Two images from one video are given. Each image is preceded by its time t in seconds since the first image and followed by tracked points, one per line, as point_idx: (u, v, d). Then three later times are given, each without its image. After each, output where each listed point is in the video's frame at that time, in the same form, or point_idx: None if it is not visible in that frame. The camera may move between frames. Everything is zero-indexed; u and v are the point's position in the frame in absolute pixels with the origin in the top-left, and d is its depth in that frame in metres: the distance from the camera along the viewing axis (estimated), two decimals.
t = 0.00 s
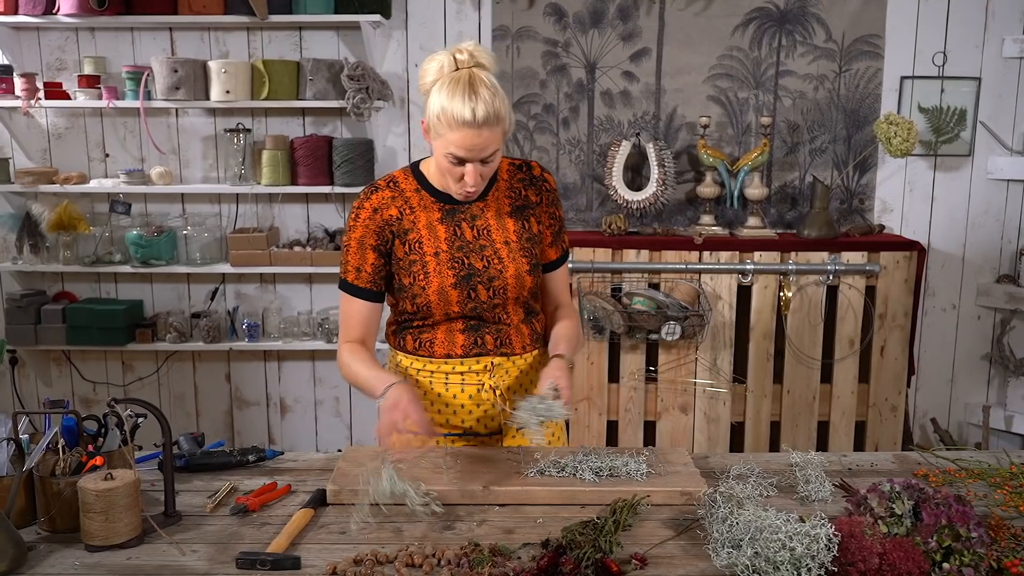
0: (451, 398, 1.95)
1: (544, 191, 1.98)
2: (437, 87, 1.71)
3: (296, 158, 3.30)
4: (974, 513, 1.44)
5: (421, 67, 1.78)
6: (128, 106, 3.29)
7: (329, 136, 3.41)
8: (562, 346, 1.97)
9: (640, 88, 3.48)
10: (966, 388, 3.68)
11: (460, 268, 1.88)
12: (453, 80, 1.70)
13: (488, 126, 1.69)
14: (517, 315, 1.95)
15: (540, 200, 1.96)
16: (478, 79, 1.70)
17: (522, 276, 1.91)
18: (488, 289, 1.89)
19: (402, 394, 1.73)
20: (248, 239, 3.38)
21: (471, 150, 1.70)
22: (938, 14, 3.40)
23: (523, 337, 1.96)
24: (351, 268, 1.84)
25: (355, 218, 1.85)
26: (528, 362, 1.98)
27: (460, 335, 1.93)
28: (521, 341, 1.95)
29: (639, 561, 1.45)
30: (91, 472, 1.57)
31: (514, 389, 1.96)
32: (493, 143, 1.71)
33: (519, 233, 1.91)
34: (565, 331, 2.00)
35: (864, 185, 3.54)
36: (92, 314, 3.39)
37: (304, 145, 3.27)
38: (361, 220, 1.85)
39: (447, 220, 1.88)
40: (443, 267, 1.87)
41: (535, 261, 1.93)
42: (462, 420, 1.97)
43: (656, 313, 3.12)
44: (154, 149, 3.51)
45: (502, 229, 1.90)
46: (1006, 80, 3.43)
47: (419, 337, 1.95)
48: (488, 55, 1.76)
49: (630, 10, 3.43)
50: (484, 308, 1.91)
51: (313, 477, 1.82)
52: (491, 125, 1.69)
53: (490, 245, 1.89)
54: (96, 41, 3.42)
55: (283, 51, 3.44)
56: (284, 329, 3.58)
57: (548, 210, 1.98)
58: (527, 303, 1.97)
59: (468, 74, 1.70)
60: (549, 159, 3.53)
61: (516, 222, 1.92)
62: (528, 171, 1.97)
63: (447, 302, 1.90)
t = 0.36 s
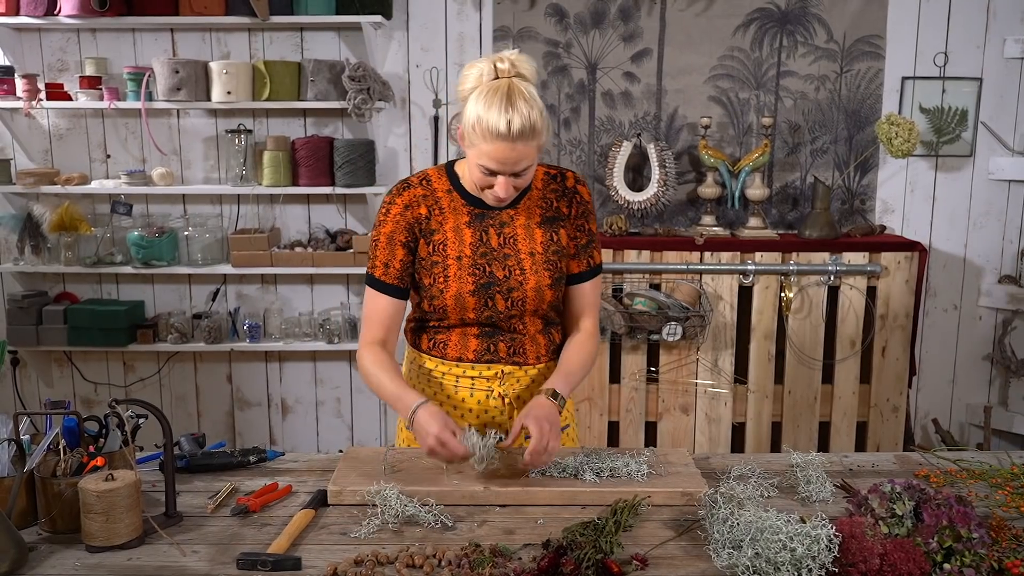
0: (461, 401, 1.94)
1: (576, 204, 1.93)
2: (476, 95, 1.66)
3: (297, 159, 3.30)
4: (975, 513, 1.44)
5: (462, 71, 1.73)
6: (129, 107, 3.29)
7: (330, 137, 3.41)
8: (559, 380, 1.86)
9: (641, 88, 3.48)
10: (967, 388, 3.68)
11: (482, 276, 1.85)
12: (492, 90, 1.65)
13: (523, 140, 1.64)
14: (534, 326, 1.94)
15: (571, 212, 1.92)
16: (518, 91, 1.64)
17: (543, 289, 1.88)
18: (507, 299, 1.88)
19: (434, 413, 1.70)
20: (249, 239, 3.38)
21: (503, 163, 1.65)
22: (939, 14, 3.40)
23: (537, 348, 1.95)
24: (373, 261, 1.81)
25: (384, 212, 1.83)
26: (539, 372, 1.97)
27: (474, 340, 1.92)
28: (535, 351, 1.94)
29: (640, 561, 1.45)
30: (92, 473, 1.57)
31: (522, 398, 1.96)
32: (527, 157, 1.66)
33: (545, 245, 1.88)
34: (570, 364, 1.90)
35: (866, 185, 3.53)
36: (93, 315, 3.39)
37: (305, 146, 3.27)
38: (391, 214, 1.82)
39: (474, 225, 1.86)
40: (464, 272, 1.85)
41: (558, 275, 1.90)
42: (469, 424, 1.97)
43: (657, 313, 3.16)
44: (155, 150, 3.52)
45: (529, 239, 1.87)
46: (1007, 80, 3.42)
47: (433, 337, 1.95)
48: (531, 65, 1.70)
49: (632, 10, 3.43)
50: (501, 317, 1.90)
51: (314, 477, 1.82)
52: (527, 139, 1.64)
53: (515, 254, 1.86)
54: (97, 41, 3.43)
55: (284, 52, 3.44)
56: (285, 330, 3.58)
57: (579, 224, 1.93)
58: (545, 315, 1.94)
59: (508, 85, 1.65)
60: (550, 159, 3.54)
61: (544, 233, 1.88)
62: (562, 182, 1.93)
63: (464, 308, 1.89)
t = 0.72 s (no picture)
0: (483, 405, 1.95)
1: (605, 209, 1.90)
2: (505, 121, 1.60)
3: (300, 158, 3.30)
4: (978, 513, 1.43)
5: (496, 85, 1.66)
6: (132, 105, 3.28)
7: (333, 136, 3.41)
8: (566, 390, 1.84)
9: (644, 88, 3.47)
10: (971, 388, 3.67)
11: (509, 286, 1.84)
12: (520, 119, 1.59)
13: (546, 176, 1.59)
14: (559, 332, 1.95)
15: (600, 217, 1.89)
16: (545, 123, 1.58)
17: (570, 298, 1.88)
18: (534, 308, 1.87)
19: (465, 446, 1.64)
20: (252, 238, 3.38)
21: (523, 194, 1.62)
22: (942, 14, 3.39)
23: (561, 354, 1.96)
24: (395, 263, 1.75)
25: (412, 216, 1.77)
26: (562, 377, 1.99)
27: (499, 347, 1.93)
28: (559, 357, 1.95)
29: (642, 561, 1.45)
30: (95, 471, 1.56)
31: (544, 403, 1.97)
32: (549, 191, 1.62)
33: (574, 254, 1.86)
34: (578, 373, 1.89)
35: (869, 185, 3.53)
36: (96, 314, 3.40)
37: (308, 145, 3.27)
38: (418, 220, 1.77)
39: (503, 234, 1.83)
40: (492, 282, 1.84)
41: (585, 283, 1.89)
42: (490, 426, 1.99)
43: (660, 313, 3.16)
44: (158, 149, 3.52)
45: (557, 247, 1.85)
46: (1011, 80, 3.41)
47: (458, 342, 1.96)
48: (564, 90, 1.62)
49: (635, 9, 3.43)
50: (528, 324, 1.90)
51: (317, 476, 1.82)
52: (550, 173, 1.59)
53: (543, 263, 1.85)
54: (100, 40, 3.43)
55: (287, 51, 3.44)
56: (287, 329, 3.58)
57: (607, 228, 1.90)
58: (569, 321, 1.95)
59: (536, 116, 1.58)
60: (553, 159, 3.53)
61: (573, 241, 1.86)
62: (591, 186, 1.89)
63: (491, 316, 1.88)
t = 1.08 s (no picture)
0: (485, 410, 1.95)
1: (614, 216, 1.90)
2: (520, 128, 1.61)
3: (302, 159, 3.30)
4: (981, 514, 1.43)
5: (512, 91, 1.66)
6: (134, 107, 3.29)
7: (335, 137, 3.42)
8: (569, 397, 1.86)
9: (645, 88, 3.47)
10: (974, 388, 3.67)
11: (514, 292, 1.83)
12: (535, 128, 1.59)
13: (557, 186, 1.59)
14: (561, 338, 1.95)
15: (608, 226, 1.89)
16: (560, 134, 1.58)
17: (575, 306, 1.88)
18: (538, 315, 1.87)
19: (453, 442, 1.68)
20: (255, 239, 3.39)
21: (533, 202, 1.63)
22: (944, 13, 3.39)
23: (564, 359, 1.96)
24: (397, 265, 1.76)
25: (417, 219, 1.78)
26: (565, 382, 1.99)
27: (501, 353, 1.92)
28: (561, 363, 1.96)
29: (645, 562, 1.45)
30: (97, 473, 1.57)
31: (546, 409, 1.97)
32: (559, 200, 1.63)
33: (581, 261, 1.86)
34: (585, 379, 1.91)
35: (871, 185, 3.52)
36: (99, 315, 3.40)
37: (310, 146, 3.28)
38: (423, 223, 1.78)
39: (509, 239, 1.83)
40: (497, 288, 1.83)
41: (591, 291, 1.89)
42: (492, 432, 1.98)
43: (662, 313, 3.16)
44: (160, 150, 3.52)
45: (564, 254, 1.85)
46: (1013, 79, 3.41)
47: (459, 347, 1.95)
48: (581, 99, 1.62)
49: (636, 9, 3.43)
50: (530, 331, 1.90)
51: (319, 477, 1.82)
52: (562, 184, 1.59)
53: (549, 270, 1.84)
54: (102, 42, 3.43)
55: (289, 52, 3.44)
56: (290, 330, 3.59)
57: (614, 236, 1.91)
58: (574, 328, 1.95)
59: (551, 126, 1.58)
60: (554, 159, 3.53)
61: (581, 249, 1.86)
62: (600, 194, 1.89)
63: (495, 322, 1.87)
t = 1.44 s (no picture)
0: (482, 411, 1.95)
1: (611, 216, 1.90)
2: (505, 124, 1.61)
3: (303, 159, 3.30)
4: (982, 514, 1.43)
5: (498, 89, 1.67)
6: (134, 107, 3.29)
7: (335, 137, 3.42)
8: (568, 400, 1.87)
9: (646, 88, 3.47)
10: (974, 389, 3.67)
11: (511, 292, 1.83)
12: (519, 123, 1.59)
13: (542, 180, 1.59)
14: (558, 339, 1.95)
15: (605, 226, 1.90)
16: (544, 128, 1.58)
17: (572, 306, 1.88)
18: (535, 315, 1.87)
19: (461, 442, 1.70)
20: (255, 239, 3.39)
21: (519, 198, 1.63)
22: (945, 14, 3.39)
23: (561, 360, 1.96)
24: (396, 264, 1.75)
25: (415, 217, 1.77)
26: (563, 383, 1.99)
27: (498, 353, 1.92)
28: (558, 363, 1.96)
29: (645, 562, 1.45)
30: (97, 473, 1.57)
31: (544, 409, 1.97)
32: (545, 195, 1.62)
33: (577, 261, 1.86)
34: (582, 381, 1.92)
35: (871, 185, 3.52)
36: (99, 315, 3.40)
37: (311, 146, 3.28)
38: (422, 221, 1.77)
39: (506, 238, 1.83)
40: (494, 288, 1.83)
41: (588, 291, 1.89)
42: (489, 432, 1.98)
43: (662, 314, 3.16)
44: (161, 150, 3.52)
45: (561, 254, 1.85)
46: (1014, 80, 3.41)
47: (456, 347, 1.95)
48: (567, 94, 1.63)
49: (637, 10, 3.43)
50: (527, 331, 1.90)
51: (320, 477, 1.82)
52: (546, 178, 1.59)
53: (547, 270, 1.84)
54: (103, 42, 3.43)
55: (289, 52, 3.44)
56: (290, 330, 3.59)
57: (611, 237, 1.91)
58: (571, 328, 1.95)
59: (535, 120, 1.59)
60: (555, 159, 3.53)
61: (577, 248, 1.86)
62: (597, 194, 1.89)
63: (492, 321, 1.87)
